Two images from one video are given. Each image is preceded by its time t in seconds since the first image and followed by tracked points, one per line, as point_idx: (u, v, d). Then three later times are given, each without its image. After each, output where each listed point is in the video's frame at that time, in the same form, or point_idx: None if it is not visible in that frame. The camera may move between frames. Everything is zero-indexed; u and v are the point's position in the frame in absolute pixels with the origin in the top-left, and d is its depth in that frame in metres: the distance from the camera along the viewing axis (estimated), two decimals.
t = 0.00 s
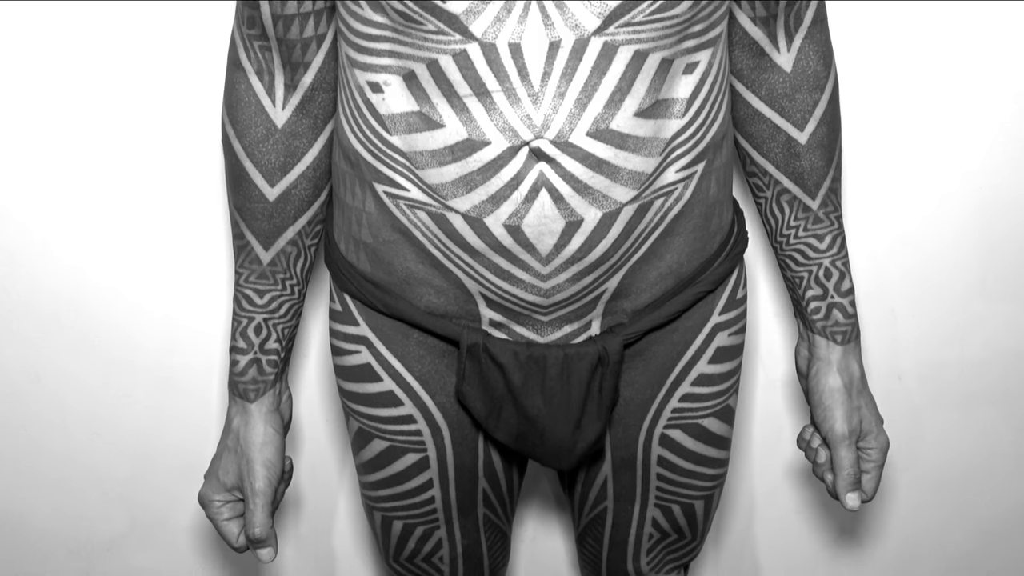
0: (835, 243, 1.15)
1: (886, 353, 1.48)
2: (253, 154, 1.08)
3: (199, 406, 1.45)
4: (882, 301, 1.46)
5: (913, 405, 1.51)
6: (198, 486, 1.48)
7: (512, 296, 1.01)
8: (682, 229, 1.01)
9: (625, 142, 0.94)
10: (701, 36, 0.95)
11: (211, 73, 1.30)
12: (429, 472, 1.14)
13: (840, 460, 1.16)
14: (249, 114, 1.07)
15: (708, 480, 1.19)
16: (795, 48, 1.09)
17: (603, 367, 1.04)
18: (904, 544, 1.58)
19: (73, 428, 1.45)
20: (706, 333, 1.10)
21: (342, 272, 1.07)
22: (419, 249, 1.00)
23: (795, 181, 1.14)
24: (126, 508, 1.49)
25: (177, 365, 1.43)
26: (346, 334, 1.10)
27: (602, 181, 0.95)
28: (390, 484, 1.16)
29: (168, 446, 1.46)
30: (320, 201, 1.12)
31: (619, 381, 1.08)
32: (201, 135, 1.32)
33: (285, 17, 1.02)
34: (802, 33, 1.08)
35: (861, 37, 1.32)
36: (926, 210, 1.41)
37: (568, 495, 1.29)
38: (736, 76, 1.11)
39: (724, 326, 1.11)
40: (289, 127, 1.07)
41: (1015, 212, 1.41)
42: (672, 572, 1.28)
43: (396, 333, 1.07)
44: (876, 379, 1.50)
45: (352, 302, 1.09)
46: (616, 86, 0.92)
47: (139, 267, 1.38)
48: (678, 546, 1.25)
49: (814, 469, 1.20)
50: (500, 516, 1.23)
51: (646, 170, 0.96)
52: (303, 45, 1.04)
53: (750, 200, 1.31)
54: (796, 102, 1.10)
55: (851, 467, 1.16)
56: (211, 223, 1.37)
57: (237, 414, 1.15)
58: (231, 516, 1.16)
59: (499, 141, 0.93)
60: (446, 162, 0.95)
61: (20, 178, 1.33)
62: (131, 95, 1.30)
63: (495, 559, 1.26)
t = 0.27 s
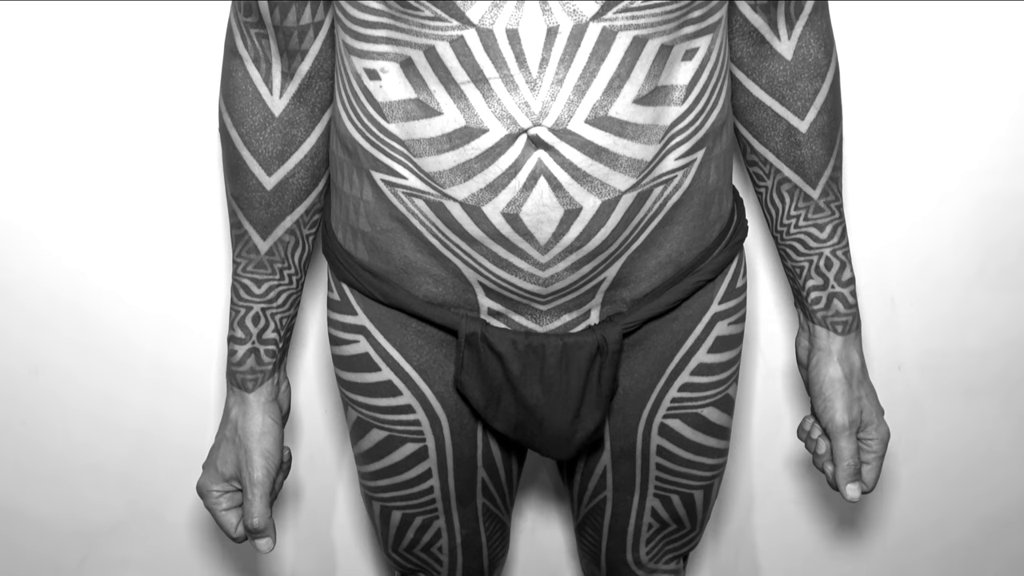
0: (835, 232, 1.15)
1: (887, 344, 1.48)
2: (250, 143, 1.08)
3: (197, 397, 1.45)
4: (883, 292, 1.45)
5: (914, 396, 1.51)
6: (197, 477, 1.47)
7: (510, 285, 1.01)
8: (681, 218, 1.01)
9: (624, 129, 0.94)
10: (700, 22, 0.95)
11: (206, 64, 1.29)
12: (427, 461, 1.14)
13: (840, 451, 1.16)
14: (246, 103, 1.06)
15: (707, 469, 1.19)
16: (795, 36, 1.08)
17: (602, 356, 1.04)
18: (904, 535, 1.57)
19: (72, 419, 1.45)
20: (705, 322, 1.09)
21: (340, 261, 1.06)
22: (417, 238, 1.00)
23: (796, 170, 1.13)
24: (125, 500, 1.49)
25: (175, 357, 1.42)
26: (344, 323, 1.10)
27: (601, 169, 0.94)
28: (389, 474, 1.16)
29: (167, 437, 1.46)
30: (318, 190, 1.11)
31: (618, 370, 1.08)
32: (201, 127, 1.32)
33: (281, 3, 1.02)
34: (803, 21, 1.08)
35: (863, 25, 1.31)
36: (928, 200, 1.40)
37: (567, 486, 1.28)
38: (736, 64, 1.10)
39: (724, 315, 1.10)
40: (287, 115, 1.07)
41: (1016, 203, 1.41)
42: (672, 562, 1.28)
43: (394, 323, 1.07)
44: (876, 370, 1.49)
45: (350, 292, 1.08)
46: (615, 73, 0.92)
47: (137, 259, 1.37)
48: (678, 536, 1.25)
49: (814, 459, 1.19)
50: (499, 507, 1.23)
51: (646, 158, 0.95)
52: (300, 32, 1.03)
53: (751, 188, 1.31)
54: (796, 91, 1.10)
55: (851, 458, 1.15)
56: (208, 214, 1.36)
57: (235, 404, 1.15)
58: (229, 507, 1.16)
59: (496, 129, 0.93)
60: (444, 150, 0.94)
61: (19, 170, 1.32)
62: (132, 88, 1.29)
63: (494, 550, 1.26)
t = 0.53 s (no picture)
0: (838, 221, 1.14)
1: (889, 334, 1.47)
2: (250, 128, 1.07)
3: (197, 384, 1.44)
4: (886, 281, 1.45)
5: (916, 386, 1.50)
6: (196, 463, 1.47)
7: (510, 272, 1.00)
8: (682, 206, 1.00)
9: (626, 115, 0.94)
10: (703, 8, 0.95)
11: (206, 48, 1.29)
12: (426, 449, 1.14)
13: (841, 441, 1.15)
14: (245, 88, 1.06)
15: (707, 459, 1.18)
16: (799, 23, 1.07)
17: (602, 345, 1.03)
18: (905, 526, 1.57)
19: (72, 404, 1.45)
20: (706, 311, 1.09)
21: (340, 248, 1.06)
22: (417, 224, 0.99)
23: (799, 158, 1.12)
24: (125, 485, 1.48)
25: (175, 343, 1.42)
26: (343, 310, 1.09)
27: (602, 155, 0.94)
28: (388, 461, 1.15)
29: (166, 424, 1.46)
30: (318, 176, 1.11)
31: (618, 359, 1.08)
32: (202, 112, 1.32)
33: None
34: (806, 8, 1.07)
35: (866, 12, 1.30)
36: (931, 189, 1.39)
37: (567, 475, 1.28)
38: (739, 51, 1.09)
39: (725, 304, 1.10)
40: (286, 101, 1.06)
41: (1017, 193, 1.40)
42: (671, 551, 1.28)
43: (394, 310, 1.06)
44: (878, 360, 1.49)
45: (349, 278, 1.08)
46: (617, 58, 0.92)
47: (137, 245, 1.37)
48: (677, 525, 1.24)
49: (815, 449, 1.19)
50: (498, 495, 1.22)
51: (647, 145, 0.95)
52: (300, 17, 1.03)
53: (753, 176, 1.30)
54: (800, 78, 1.09)
55: (852, 448, 1.15)
56: (208, 201, 1.36)
57: (234, 390, 1.15)
58: (228, 492, 1.15)
59: (497, 115, 0.92)
60: (444, 136, 0.94)
61: (20, 152, 1.32)
62: (130, 65, 1.29)
63: (493, 538, 1.25)
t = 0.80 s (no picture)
0: (841, 208, 1.14)
1: (892, 322, 1.48)
2: (249, 118, 1.06)
3: (197, 375, 1.44)
4: (888, 269, 1.45)
5: (918, 375, 1.50)
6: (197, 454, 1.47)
7: (509, 259, 1.00)
8: (682, 193, 1.00)
9: (626, 102, 0.93)
10: None
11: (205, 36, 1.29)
12: (426, 439, 1.14)
13: (845, 430, 1.15)
14: (244, 78, 1.05)
15: (707, 448, 1.18)
16: (800, 9, 1.07)
17: (602, 333, 1.03)
18: (907, 516, 1.57)
19: (72, 395, 1.44)
20: (707, 300, 1.08)
21: (339, 236, 1.06)
22: (416, 211, 0.99)
23: (801, 145, 1.12)
24: (126, 477, 1.48)
25: (175, 334, 1.42)
26: (342, 300, 1.09)
27: (602, 142, 0.94)
28: (387, 451, 1.15)
29: (166, 415, 1.46)
30: (318, 166, 1.10)
31: (618, 347, 1.07)
32: (202, 102, 1.32)
33: None
34: None
35: None
36: (932, 176, 1.40)
37: (567, 464, 1.28)
38: (740, 37, 1.09)
39: (726, 293, 1.09)
40: (286, 90, 1.05)
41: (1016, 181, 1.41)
42: (671, 540, 1.28)
43: (393, 299, 1.06)
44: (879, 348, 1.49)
45: (348, 267, 1.07)
46: (616, 44, 0.92)
47: (137, 235, 1.37)
48: (677, 515, 1.24)
49: (819, 438, 1.19)
50: (498, 485, 1.22)
51: (646, 131, 0.95)
52: (298, 5, 1.03)
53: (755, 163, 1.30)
54: (802, 64, 1.08)
55: (856, 437, 1.15)
56: (208, 190, 1.36)
57: (235, 381, 1.14)
58: (230, 484, 1.15)
59: (496, 101, 0.92)
60: (444, 123, 0.94)
61: (14, 138, 1.31)
62: (130, 54, 1.29)
63: (493, 527, 1.25)
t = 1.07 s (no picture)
0: (844, 196, 1.14)
1: (894, 313, 1.48)
2: (251, 108, 1.06)
3: (199, 366, 1.44)
4: (890, 259, 1.45)
5: (919, 365, 1.51)
6: (198, 445, 1.47)
7: (510, 248, 1.00)
8: (683, 181, 1.00)
9: (627, 90, 0.94)
10: None
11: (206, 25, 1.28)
12: (426, 428, 1.14)
13: (851, 417, 1.15)
14: (246, 68, 1.05)
15: (707, 438, 1.18)
16: None
17: (603, 322, 1.03)
18: (906, 506, 1.57)
19: (73, 386, 1.44)
20: (708, 289, 1.09)
21: (340, 225, 1.06)
22: (417, 199, 0.99)
23: (804, 133, 1.12)
24: (127, 467, 1.48)
25: (176, 325, 1.42)
26: (343, 289, 1.09)
27: (603, 129, 0.94)
28: (388, 440, 1.15)
29: (168, 406, 1.46)
30: (319, 157, 1.10)
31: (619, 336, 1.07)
32: (202, 93, 1.31)
33: None
34: None
35: None
36: (934, 164, 1.40)
37: (567, 454, 1.28)
38: (742, 25, 1.09)
39: (726, 282, 1.10)
40: (286, 81, 1.05)
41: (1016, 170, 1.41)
42: (671, 530, 1.28)
43: (394, 288, 1.06)
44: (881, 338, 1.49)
45: (349, 256, 1.07)
46: (617, 33, 0.92)
47: (138, 226, 1.37)
48: (676, 505, 1.24)
49: (823, 426, 1.19)
50: (498, 475, 1.22)
51: (647, 119, 0.95)
52: None
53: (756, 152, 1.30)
54: (804, 52, 1.08)
55: (861, 424, 1.15)
56: (208, 180, 1.35)
57: (239, 372, 1.14)
58: (234, 474, 1.16)
59: (498, 89, 0.93)
60: (445, 111, 0.94)
61: (14, 128, 1.31)
62: (130, 44, 1.29)
63: (493, 518, 1.25)
